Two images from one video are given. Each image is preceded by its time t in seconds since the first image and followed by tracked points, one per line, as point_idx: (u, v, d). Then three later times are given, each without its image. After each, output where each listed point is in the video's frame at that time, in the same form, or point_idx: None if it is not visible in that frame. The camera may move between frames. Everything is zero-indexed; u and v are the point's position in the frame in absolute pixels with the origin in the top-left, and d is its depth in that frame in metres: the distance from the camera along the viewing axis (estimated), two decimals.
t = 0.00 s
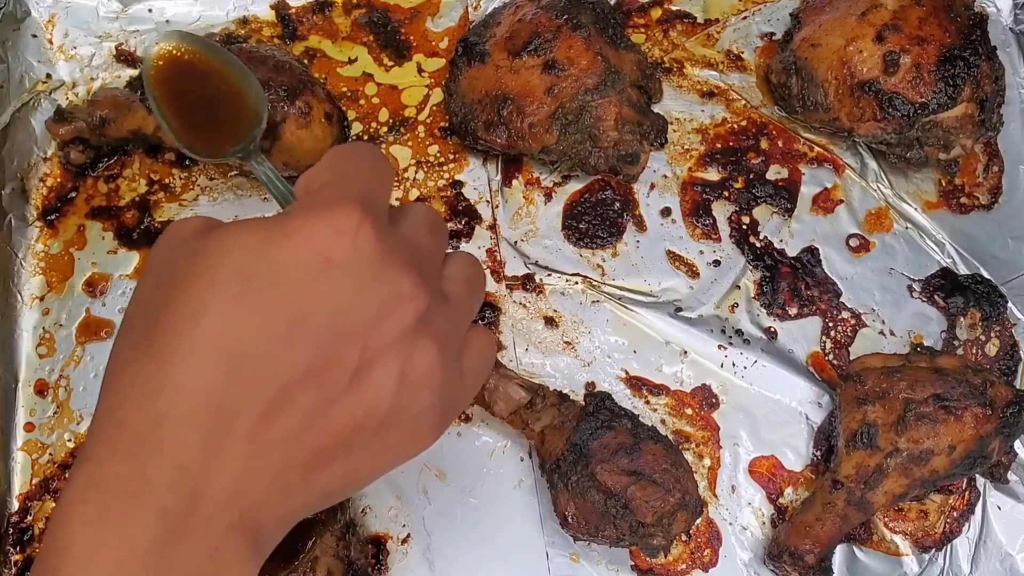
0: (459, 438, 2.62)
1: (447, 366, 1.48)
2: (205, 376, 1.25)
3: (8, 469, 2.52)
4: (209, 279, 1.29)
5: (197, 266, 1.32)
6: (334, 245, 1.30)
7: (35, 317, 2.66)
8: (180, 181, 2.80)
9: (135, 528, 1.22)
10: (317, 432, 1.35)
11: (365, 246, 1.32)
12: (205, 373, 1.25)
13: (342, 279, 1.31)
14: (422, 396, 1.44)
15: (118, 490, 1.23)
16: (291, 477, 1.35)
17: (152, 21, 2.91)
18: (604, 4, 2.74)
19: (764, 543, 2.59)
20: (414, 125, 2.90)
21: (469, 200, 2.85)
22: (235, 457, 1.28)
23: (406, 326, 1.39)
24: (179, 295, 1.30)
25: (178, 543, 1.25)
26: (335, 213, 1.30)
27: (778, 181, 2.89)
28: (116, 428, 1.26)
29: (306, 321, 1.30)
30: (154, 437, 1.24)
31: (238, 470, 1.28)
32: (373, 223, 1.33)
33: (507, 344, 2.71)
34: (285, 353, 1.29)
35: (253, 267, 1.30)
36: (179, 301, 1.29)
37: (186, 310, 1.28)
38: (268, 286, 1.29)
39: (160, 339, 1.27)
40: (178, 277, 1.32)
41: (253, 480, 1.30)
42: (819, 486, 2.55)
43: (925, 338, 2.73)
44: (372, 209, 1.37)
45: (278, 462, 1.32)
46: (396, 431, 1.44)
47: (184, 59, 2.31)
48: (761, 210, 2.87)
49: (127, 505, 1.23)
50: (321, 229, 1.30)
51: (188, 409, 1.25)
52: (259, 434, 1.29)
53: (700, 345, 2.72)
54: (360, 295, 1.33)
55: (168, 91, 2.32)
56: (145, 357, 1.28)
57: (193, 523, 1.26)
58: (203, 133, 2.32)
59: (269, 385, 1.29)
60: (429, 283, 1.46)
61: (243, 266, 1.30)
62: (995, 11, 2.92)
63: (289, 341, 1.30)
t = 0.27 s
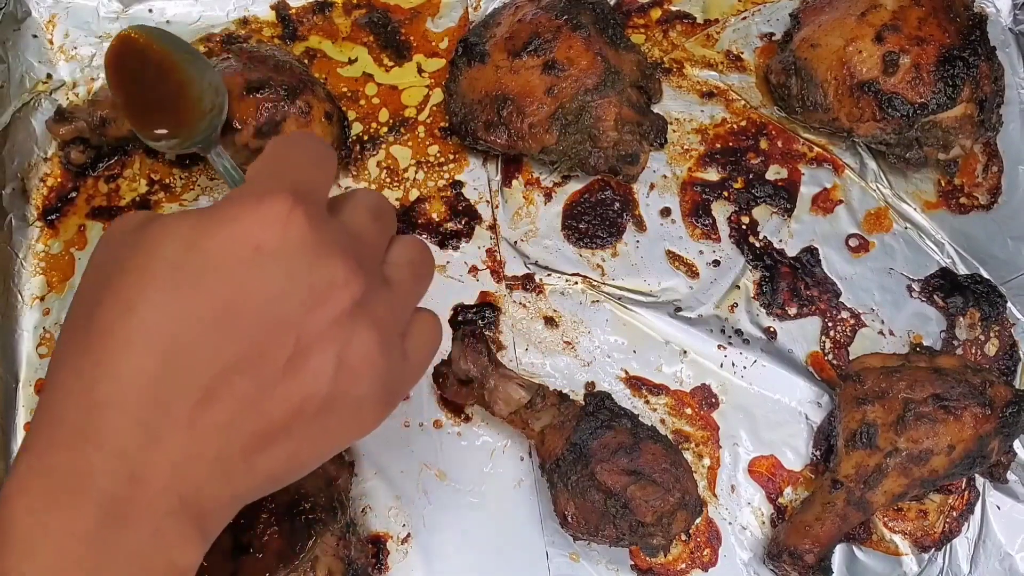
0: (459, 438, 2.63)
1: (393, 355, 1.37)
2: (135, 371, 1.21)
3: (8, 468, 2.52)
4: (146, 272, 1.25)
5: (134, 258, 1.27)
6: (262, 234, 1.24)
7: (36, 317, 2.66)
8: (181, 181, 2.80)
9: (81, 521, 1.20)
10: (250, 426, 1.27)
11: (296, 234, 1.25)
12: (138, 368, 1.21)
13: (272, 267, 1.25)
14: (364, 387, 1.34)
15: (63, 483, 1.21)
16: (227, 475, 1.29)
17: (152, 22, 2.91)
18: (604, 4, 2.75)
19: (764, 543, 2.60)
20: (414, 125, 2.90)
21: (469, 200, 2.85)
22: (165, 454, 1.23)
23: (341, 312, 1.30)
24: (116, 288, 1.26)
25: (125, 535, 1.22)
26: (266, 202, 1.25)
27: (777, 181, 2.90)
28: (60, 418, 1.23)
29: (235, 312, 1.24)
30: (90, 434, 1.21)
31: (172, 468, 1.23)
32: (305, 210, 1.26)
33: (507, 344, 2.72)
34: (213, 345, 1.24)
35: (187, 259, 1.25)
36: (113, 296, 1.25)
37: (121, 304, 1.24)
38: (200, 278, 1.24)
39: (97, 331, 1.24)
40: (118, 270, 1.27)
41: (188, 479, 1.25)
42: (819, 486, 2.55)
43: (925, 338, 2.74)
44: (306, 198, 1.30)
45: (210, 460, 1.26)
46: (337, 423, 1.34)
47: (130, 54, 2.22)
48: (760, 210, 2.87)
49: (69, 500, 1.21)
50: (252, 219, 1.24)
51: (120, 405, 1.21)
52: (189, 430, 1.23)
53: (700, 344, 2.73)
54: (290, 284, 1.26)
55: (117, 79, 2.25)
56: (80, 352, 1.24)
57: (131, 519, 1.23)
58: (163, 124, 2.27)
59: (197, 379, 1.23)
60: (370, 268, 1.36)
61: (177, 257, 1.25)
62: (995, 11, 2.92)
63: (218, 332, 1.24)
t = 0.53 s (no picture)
0: (459, 438, 2.62)
1: (431, 358, 1.43)
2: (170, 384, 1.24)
3: (8, 468, 2.52)
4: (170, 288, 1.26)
5: (153, 275, 1.28)
6: (291, 244, 1.26)
7: (36, 317, 2.66)
8: (180, 181, 2.80)
9: (95, 532, 1.21)
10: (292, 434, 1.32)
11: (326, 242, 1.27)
12: (172, 382, 1.24)
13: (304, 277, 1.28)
14: (403, 389, 1.40)
15: (91, 502, 1.22)
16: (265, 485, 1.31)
17: (152, 22, 2.91)
18: (604, 4, 2.75)
19: (763, 543, 2.60)
20: (414, 125, 2.90)
21: (469, 200, 2.85)
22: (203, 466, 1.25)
23: (379, 322, 1.34)
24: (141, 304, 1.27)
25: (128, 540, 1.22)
26: (292, 209, 1.26)
27: (777, 181, 2.90)
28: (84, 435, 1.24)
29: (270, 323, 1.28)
30: (121, 450, 1.22)
31: (207, 480, 1.25)
32: (334, 215, 1.28)
33: (507, 344, 2.72)
34: (251, 357, 1.27)
35: (211, 271, 1.26)
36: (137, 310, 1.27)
37: (149, 319, 1.26)
38: (229, 290, 1.26)
39: (123, 350, 1.25)
40: (139, 287, 1.29)
41: (224, 490, 1.27)
42: (819, 486, 2.55)
43: (925, 338, 2.74)
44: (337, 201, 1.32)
45: (250, 468, 1.29)
46: (378, 426, 1.41)
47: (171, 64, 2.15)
48: (761, 210, 2.87)
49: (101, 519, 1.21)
50: (278, 228, 1.26)
51: (154, 419, 1.23)
52: (225, 440, 1.26)
53: (700, 344, 2.73)
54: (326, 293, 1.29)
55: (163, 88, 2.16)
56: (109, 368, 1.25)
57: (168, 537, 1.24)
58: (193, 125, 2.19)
59: (236, 389, 1.27)
60: (408, 274, 1.40)
61: (200, 270, 1.27)
62: (995, 11, 2.92)
63: (255, 344, 1.28)
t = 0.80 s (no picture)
0: (459, 438, 2.61)
1: (426, 351, 1.41)
2: (158, 379, 1.27)
3: (8, 469, 2.52)
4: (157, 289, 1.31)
5: (149, 276, 1.33)
6: (275, 238, 1.28)
7: (36, 317, 2.66)
8: (180, 181, 2.80)
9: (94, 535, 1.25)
10: (283, 430, 1.31)
11: (309, 235, 1.28)
12: (161, 379, 1.27)
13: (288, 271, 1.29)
14: (397, 382, 1.37)
15: (87, 502, 1.26)
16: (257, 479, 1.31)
17: (152, 22, 2.91)
18: (604, 4, 2.75)
19: (764, 543, 2.60)
20: (414, 126, 2.90)
21: (469, 200, 2.85)
22: (193, 460, 1.26)
23: (367, 315, 1.33)
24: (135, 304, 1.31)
25: (120, 539, 1.24)
26: (276, 203, 1.27)
27: (777, 181, 2.90)
28: (82, 434, 1.28)
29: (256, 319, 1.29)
30: (111, 450, 1.26)
31: (194, 476, 1.27)
32: (319, 208, 1.29)
33: (507, 344, 2.72)
34: (239, 351, 1.29)
35: (199, 270, 1.30)
36: (127, 313, 1.32)
37: (137, 320, 1.30)
38: (215, 288, 1.29)
39: (116, 350, 1.30)
40: (132, 289, 1.33)
41: (214, 486, 1.28)
42: (819, 486, 2.55)
43: (925, 338, 2.74)
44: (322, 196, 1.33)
45: (240, 463, 1.29)
46: (373, 423, 1.38)
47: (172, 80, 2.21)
48: (760, 210, 2.87)
49: (99, 514, 1.25)
50: (263, 223, 1.27)
51: (144, 413, 1.26)
52: (213, 439, 1.27)
53: (700, 345, 2.72)
54: (311, 286, 1.29)
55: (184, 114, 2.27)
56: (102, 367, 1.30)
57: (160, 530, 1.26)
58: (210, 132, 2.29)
59: (223, 384, 1.28)
60: (400, 265, 1.39)
61: (189, 269, 1.30)
62: (995, 11, 2.92)
63: (244, 339, 1.29)
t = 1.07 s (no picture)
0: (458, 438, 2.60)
1: (499, 416, 1.44)
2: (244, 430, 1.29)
3: (8, 469, 2.53)
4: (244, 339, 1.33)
5: (237, 325, 1.34)
6: (365, 301, 1.29)
7: (36, 317, 2.66)
8: (180, 181, 2.79)
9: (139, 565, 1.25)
10: (360, 490, 1.34)
11: (401, 300, 1.30)
12: (245, 428, 1.29)
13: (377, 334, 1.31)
14: (468, 447, 1.40)
15: (150, 542, 1.27)
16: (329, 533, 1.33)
17: (152, 22, 2.91)
18: (604, 4, 2.74)
19: (763, 543, 2.60)
20: (414, 125, 2.90)
21: (469, 200, 2.85)
22: (267, 510, 1.29)
23: (449, 382, 1.37)
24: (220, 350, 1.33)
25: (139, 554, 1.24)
26: (367, 267, 1.29)
27: (777, 181, 2.90)
28: (158, 477, 1.30)
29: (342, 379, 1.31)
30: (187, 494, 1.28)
31: (271, 527, 1.29)
32: (408, 271, 1.31)
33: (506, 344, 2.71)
34: (322, 408, 1.31)
35: (285, 325, 1.32)
36: (212, 360, 1.33)
37: (217, 372, 1.32)
38: (300, 344, 1.30)
39: (201, 396, 1.32)
40: (217, 335, 1.35)
41: (288, 537, 1.30)
42: (819, 486, 2.55)
43: (925, 338, 2.74)
44: (414, 258, 1.35)
45: (314, 519, 1.32)
46: (443, 487, 1.42)
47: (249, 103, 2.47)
48: (760, 210, 2.87)
49: (170, 554, 1.25)
50: (353, 285, 1.29)
51: (224, 464, 1.28)
52: (292, 495, 1.30)
53: (700, 345, 2.73)
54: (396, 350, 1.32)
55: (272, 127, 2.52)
56: (188, 413, 1.31)
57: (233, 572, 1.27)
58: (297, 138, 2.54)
59: (306, 444, 1.31)
60: (480, 330, 1.43)
61: (281, 321, 1.33)
62: (995, 11, 2.92)
63: (327, 398, 1.31)
